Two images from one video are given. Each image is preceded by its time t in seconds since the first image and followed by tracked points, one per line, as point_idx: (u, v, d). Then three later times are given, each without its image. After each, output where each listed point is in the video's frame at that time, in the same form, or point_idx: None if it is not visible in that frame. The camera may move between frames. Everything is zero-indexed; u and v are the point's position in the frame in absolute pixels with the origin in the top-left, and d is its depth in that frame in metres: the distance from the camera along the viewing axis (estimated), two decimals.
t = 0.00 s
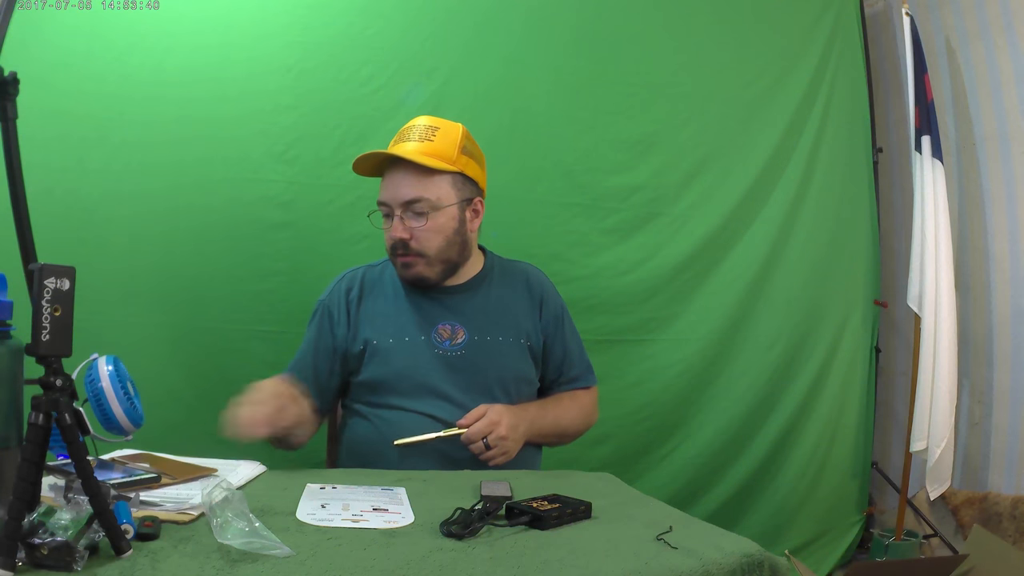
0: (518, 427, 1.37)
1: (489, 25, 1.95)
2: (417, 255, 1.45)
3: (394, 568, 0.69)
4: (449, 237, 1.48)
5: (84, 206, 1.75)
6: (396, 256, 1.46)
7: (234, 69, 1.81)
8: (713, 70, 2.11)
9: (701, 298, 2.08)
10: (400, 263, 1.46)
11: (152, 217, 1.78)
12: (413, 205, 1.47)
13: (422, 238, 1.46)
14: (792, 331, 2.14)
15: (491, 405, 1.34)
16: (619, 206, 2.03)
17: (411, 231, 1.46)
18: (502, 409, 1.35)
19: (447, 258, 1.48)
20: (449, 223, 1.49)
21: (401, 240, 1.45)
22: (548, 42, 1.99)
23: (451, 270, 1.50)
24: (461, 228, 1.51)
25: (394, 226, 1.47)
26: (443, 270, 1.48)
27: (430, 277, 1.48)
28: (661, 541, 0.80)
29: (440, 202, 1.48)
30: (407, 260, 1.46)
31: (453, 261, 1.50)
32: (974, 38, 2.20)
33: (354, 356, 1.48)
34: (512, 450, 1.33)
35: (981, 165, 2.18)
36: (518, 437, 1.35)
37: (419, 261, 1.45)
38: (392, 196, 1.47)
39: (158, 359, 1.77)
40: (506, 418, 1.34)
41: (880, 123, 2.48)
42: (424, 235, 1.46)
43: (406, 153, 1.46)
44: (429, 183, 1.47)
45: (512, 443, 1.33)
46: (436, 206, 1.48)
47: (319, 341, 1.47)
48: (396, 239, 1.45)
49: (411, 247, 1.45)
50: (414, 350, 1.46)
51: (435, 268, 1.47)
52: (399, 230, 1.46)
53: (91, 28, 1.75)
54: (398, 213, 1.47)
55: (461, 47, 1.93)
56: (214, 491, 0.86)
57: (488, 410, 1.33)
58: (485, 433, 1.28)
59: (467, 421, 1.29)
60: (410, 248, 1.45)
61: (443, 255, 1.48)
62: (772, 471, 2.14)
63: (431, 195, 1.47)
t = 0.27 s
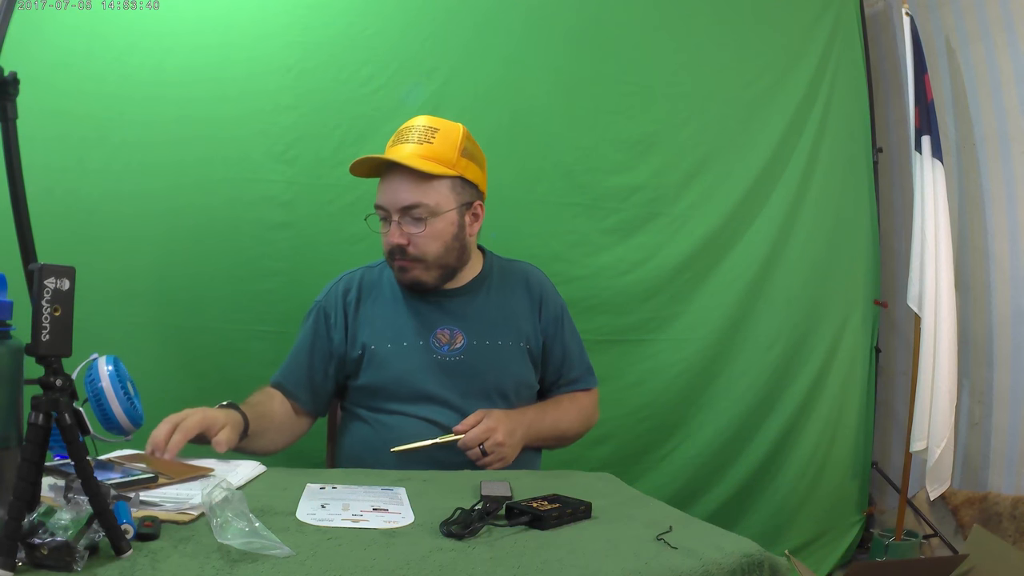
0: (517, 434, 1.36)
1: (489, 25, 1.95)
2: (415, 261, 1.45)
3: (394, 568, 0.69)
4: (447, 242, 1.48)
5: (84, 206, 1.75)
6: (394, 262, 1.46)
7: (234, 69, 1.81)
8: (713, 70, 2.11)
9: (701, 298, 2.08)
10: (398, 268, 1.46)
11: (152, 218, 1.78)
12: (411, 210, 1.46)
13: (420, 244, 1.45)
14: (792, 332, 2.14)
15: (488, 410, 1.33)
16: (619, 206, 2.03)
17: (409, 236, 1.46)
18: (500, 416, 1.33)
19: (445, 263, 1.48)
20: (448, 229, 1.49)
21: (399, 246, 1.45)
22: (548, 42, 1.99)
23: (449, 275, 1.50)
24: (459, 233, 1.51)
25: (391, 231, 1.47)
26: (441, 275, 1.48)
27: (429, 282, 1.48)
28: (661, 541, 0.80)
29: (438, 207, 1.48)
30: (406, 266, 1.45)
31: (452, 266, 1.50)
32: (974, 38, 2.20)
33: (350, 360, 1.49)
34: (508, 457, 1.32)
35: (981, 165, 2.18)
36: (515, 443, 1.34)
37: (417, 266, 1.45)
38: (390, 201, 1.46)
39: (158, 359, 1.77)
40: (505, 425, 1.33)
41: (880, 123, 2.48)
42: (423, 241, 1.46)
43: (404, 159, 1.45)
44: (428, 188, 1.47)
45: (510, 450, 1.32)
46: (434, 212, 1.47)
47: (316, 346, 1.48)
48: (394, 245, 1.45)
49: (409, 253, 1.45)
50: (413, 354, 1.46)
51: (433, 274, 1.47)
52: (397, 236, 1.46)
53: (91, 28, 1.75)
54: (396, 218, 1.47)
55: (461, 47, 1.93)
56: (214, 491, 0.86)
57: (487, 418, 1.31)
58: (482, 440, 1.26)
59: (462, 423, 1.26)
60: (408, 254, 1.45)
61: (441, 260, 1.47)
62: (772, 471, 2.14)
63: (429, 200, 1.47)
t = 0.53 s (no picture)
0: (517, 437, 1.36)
1: (489, 25, 1.95)
2: (411, 265, 1.45)
3: (394, 568, 0.69)
4: (443, 245, 1.48)
5: (84, 206, 1.75)
6: (390, 265, 1.47)
7: (234, 69, 1.81)
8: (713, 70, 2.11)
9: (701, 298, 2.08)
10: (395, 272, 1.47)
11: (152, 217, 1.78)
12: (406, 214, 1.46)
13: (416, 248, 1.46)
14: (792, 332, 2.14)
15: (487, 413, 1.34)
16: (619, 206, 2.03)
17: (405, 240, 1.46)
18: (498, 420, 1.34)
19: (442, 266, 1.48)
20: (443, 231, 1.48)
21: (395, 250, 1.45)
22: (548, 42, 1.99)
23: (446, 278, 1.50)
24: (456, 235, 1.50)
25: (387, 235, 1.47)
26: (438, 278, 1.48)
27: (426, 285, 1.48)
28: (661, 541, 0.80)
29: (434, 210, 1.47)
30: (402, 270, 1.46)
31: (449, 269, 1.50)
32: (974, 38, 2.20)
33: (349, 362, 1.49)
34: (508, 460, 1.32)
35: (981, 165, 2.18)
36: (514, 446, 1.34)
37: (414, 270, 1.46)
38: (385, 205, 1.46)
39: (158, 359, 1.77)
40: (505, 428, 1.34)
41: (880, 123, 2.48)
42: (419, 244, 1.46)
43: (399, 161, 1.45)
44: (423, 191, 1.46)
45: (509, 452, 1.32)
46: (429, 215, 1.47)
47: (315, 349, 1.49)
48: (390, 249, 1.45)
49: (405, 257, 1.45)
50: (411, 356, 1.46)
51: (430, 277, 1.47)
52: (393, 240, 1.46)
53: (90, 28, 1.75)
54: (391, 222, 1.47)
55: (461, 47, 1.93)
56: (214, 491, 0.86)
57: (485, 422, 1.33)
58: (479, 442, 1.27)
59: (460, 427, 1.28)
60: (404, 258, 1.45)
61: (438, 263, 1.48)
62: (771, 472, 2.14)
63: (424, 203, 1.46)
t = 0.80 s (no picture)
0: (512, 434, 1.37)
1: (489, 25, 1.95)
2: (408, 264, 1.46)
3: (394, 568, 0.69)
4: (440, 245, 1.48)
5: (84, 206, 1.75)
6: (387, 265, 1.47)
7: (234, 69, 1.81)
8: (713, 70, 2.11)
9: (701, 298, 2.08)
10: (392, 271, 1.47)
11: (152, 217, 1.78)
12: (402, 213, 1.46)
13: (412, 247, 1.46)
14: (791, 332, 2.14)
15: (489, 406, 1.35)
16: (619, 205, 2.03)
17: (401, 239, 1.46)
18: (502, 414, 1.35)
19: (439, 266, 1.48)
20: (440, 231, 1.48)
21: (391, 250, 1.46)
22: (548, 42, 1.99)
23: (444, 277, 1.51)
24: (452, 235, 1.50)
25: (384, 235, 1.48)
26: (435, 277, 1.49)
27: (423, 285, 1.48)
28: (661, 541, 0.80)
29: (430, 210, 1.48)
30: (399, 270, 1.47)
31: (446, 268, 1.50)
32: (974, 38, 2.20)
33: (348, 363, 1.49)
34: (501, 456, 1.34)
35: (981, 165, 2.18)
36: (509, 443, 1.36)
37: (411, 270, 1.46)
38: (381, 205, 1.47)
39: (158, 359, 1.77)
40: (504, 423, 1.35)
41: (880, 123, 2.48)
42: (415, 244, 1.46)
43: (395, 161, 1.45)
44: (419, 191, 1.46)
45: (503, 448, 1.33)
46: (425, 214, 1.47)
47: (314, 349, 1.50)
48: (386, 248, 1.46)
49: (401, 256, 1.46)
50: (408, 356, 1.46)
51: (427, 277, 1.48)
52: (389, 240, 1.46)
53: (90, 28, 1.75)
54: (387, 222, 1.48)
55: (461, 47, 1.93)
56: (214, 491, 0.86)
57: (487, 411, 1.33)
58: (482, 435, 1.28)
59: (463, 418, 1.28)
60: (401, 258, 1.46)
61: (435, 263, 1.48)
62: (771, 471, 2.14)
63: (420, 203, 1.47)
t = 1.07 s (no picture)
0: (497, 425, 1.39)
1: (489, 25, 1.95)
2: (408, 262, 1.46)
3: (394, 568, 0.69)
4: (440, 242, 1.48)
5: (84, 206, 1.75)
6: (387, 263, 1.47)
7: (234, 69, 1.81)
8: (713, 70, 2.11)
9: (701, 298, 2.08)
10: (392, 270, 1.47)
11: (152, 217, 1.78)
12: (401, 211, 1.46)
13: (412, 244, 1.46)
14: (791, 332, 2.14)
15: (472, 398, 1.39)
16: (619, 206, 2.03)
17: (401, 237, 1.46)
18: (484, 403, 1.38)
19: (439, 263, 1.48)
20: (439, 228, 1.48)
21: (391, 248, 1.45)
22: (548, 42, 1.99)
23: (443, 275, 1.50)
24: (452, 232, 1.50)
25: (383, 233, 1.47)
26: (436, 275, 1.49)
27: (424, 283, 1.48)
28: (661, 541, 0.80)
29: (428, 207, 1.48)
30: (400, 267, 1.46)
31: (446, 265, 1.50)
32: (974, 38, 2.20)
33: (352, 362, 1.51)
34: (483, 446, 1.35)
35: (981, 165, 2.18)
36: (493, 434, 1.37)
37: (412, 267, 1.46)
38: (380, 203, 1.47)
39: (158, 359, 1.77)
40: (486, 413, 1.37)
41: (880, 123, 2.48)
42: (414, 241, 1.46)
43: (393, 160, 1.45)
44: (417, 188, 1.46)
45: (484, 437, 1.35)
46: (423, 211, 1.47)
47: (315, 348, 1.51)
48: (386, 246, 1.45)
49: (401, 254, 1.45)
50: (407, 353, 1.47)
51: (427, 274, 1.48)
52: (389, 237, 1.46)
53: (90, 28, 1.75)
54: (387, 220, 1.48)
55: (461, 47, 1.92)
56: (214, 491, 0.86)
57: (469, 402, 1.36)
58: (455, 420, 1.32)
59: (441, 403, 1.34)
60: (401, 255, 1.45)
61: (435, 260, 1.48)
62: (771, 471, 2.14)
63: (419, 200, 1.47)
